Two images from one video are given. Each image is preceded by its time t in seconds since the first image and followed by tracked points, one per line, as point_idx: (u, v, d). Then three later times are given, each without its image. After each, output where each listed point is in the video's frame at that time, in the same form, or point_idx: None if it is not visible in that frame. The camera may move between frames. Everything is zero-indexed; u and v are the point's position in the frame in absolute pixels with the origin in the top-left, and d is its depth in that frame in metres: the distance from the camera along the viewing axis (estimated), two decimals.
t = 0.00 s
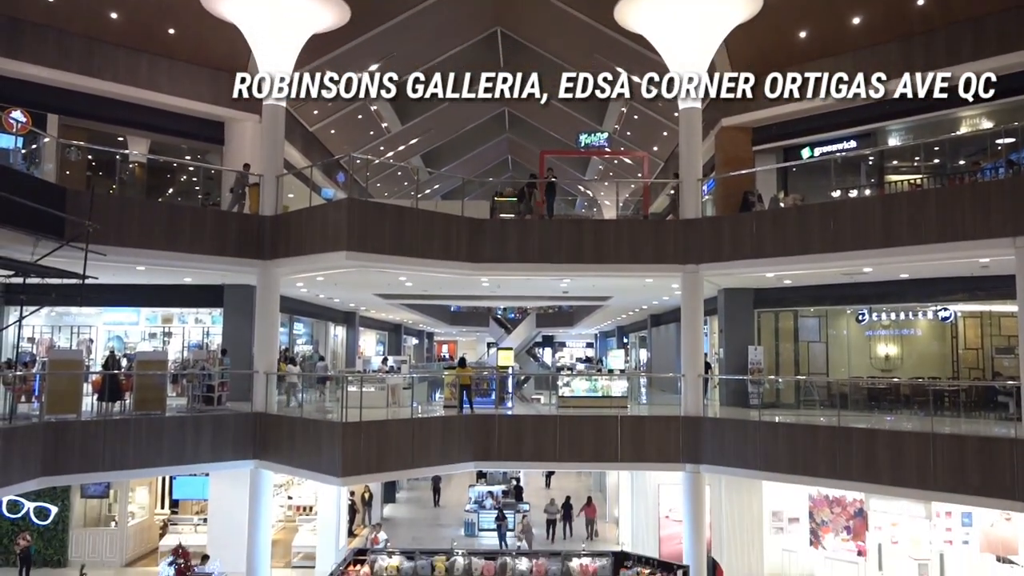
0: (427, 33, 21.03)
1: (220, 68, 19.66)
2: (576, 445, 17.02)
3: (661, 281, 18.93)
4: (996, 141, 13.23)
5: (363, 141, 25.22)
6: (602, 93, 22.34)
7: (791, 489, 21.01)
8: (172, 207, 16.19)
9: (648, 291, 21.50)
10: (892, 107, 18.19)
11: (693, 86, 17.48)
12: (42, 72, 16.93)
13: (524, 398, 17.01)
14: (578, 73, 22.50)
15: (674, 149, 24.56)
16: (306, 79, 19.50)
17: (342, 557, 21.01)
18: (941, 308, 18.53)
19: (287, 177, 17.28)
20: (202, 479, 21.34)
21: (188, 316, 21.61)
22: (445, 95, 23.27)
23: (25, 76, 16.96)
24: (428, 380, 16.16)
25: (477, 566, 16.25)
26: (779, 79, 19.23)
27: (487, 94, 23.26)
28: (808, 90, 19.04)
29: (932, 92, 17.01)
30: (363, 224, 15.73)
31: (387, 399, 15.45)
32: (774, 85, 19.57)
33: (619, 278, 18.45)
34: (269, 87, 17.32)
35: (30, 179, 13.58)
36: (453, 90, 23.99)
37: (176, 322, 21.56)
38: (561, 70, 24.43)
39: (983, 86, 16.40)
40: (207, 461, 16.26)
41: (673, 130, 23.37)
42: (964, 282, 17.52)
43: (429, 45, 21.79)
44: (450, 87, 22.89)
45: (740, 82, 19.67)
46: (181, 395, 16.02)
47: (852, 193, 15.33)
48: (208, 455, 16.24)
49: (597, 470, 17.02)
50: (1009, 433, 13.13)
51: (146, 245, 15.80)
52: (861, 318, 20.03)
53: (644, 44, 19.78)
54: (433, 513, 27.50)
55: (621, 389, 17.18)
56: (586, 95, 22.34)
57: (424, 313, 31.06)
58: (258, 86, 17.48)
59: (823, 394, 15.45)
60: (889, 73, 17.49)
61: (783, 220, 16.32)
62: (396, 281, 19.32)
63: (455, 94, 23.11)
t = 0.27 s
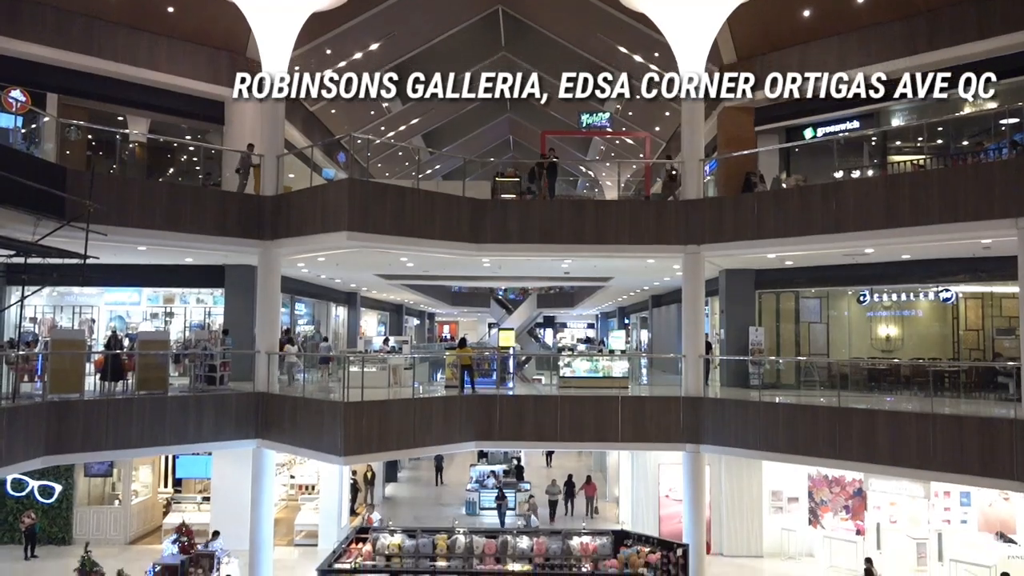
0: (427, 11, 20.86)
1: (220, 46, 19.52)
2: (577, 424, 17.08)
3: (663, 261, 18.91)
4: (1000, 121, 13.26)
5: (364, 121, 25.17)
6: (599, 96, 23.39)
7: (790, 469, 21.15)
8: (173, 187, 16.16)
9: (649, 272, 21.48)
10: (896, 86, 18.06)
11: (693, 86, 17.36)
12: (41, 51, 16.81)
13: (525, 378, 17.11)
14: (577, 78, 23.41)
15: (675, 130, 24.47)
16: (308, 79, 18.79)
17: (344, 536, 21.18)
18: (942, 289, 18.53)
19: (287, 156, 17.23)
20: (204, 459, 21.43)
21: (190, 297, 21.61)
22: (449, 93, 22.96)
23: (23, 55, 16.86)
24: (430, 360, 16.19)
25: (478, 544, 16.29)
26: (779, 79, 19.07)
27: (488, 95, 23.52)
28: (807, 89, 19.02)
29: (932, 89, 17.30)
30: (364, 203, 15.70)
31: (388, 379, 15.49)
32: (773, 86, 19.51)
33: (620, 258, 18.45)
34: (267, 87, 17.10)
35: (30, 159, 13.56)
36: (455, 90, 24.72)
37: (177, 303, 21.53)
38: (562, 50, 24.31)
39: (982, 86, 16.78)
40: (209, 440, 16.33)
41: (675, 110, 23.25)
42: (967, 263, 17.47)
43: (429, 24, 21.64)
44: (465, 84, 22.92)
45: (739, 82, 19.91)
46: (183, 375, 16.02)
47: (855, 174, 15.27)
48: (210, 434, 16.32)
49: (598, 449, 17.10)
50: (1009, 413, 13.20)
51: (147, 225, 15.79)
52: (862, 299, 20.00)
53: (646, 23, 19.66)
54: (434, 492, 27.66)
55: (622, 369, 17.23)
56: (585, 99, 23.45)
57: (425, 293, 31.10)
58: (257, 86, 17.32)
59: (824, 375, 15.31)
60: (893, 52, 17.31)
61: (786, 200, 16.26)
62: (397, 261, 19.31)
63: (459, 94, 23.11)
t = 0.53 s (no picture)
0: None
1: (219, 24, 19.38)
2: (578, 403, 17.14)
3: (664, 241, 18.90)
4: (1004, 101, 13.18)
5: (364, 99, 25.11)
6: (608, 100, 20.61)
7: (789, 448, 21.30)
8: (173, 166, 16.14)
9: (650, 252, 21.47)
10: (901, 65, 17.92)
11: (693, 86, 17.55)
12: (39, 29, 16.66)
13: (526, 357, 17.03)
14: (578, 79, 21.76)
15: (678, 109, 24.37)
16: (307, 79, 18.65)
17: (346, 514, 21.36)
18: (943, 269, 18.35)
19: (287, 135, 17.20)
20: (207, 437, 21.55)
21: (190, 276, 21.72)
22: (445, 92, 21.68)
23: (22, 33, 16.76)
24: (432, 339, 16.21)
25: (479, 522, 16.39)
26: (780, 79, 19.31)
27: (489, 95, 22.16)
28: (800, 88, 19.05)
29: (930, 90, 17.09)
30: (365, 182, 15.66)
31: (389, 357, 15.48)
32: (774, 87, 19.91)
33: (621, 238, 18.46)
34: (269, 87, 17.21)
35: (30, 137, 13.54)
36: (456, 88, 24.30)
37: (178, 283, 21.67)
38: (564, 28, 24.22)
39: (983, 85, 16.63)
40: (211, 418, 16.41)
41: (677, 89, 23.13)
42: (969, 243, 17.44)
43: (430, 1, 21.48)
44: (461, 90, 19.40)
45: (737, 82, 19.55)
46: (185, 354, 16.05)
47: (857, 153, 15.24)
48: (212, 412, 16.39)
49: (598, 428, 17.17)
50: (1008, 393, 13.27)
51: (148, 204, 15.77)
52: (863, 279, 19.94)
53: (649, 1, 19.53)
54: (435, 471, 27.85)
55: (623, 349, 17.26)
56: (585, 95, 21.73)
57: (426, 273, 31.15)
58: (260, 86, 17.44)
59: (824, 355, 15.46)
60: (899, 30, 17.14)
61: (788, 180, 16.20)
62: (398, 241, 19.31)
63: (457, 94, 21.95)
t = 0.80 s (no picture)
0: None
1: (218, 4, 19.23)
2: (579, 385, 17.19)
3: (665, 223, 18.86)
4: (1009, 82, 13.12)
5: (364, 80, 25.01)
6: (603, 97, 19.13)
7: (788, 429, 21.29)
8: (173, 147, 16.08)
9: (651, 234, 21.43)
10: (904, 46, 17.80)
11: (693, 86, 17.60)
12: (37, 9, 16.58)
13: (527, 340, 17.13)
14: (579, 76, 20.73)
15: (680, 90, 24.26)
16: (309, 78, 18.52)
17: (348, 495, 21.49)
18: (945, 252, 18.57)
19: (287, 116, 17.13)
20: (209, 419, 21.60)
21: (191, 258, 21.66)
22: (444, 92, 20.41)
23: (21, 13, 16.65)
24: (433, 321, 16.24)
25: (480, 503, 16.48)
26: (779, 78, 19.05)
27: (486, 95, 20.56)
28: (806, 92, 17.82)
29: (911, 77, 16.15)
30: (364, 164, 15.61)
31: (390, 340, 15.51)
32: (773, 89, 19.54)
33: (622, 220, 18.42)
34: (269, 87, 17.32)
35: (29, 118, 13.48)
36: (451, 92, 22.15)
37: (179, 265, 21.56)
38: (565, 8, 24.08)
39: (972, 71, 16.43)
40: (213, 400, 16.47)
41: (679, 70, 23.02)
42: (971, 225, 17.37)
43: None
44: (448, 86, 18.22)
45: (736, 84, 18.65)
46: (186, 336, 16.10)
47: (860, 135, 15.13)
48: (214, 393, 16.45)
49: (598, 410, 17.23)
50: (1008, 374, 13.24)
51: (148, 186, 15.73)
52: (864, 261, 20.01)
53: None
54: (436, 452, 27.99)
55: (623, 331, 17.25)
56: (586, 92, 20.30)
57: (427, 255, 31.16)
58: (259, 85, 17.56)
59: (824, 338, 15.30)
60: (902, 11, 17.00)
61: (789, 161, 16.14)
62: (398, 223, 19.27)
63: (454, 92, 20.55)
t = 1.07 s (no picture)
0: None
1: None
2: (581, 369, 17.21)
3: (668, 207, 18.83)
4: (1014, 66, 13.12)
5: (367, 63, 24.91)
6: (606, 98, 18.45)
7: (789, 414, 21.22)
8: (175, 130, 16.04)
9: (654, 218, 21.38)
10: (909, 29, 17.68)
11: (693, 86, 17.50)
12: None
13: (529, 324, 17.13)
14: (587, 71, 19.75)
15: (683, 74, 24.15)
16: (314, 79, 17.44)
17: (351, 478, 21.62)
18: (948, 237, 18.56)
19: (289, 100, 17.14)
20: (213, 402, 21.70)
21: (194, 242, 21.61)
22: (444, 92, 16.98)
23: None
24: (434, 306, 16.26)
25: (482, 486, 16.55)
26: (780, 79, 16.93)
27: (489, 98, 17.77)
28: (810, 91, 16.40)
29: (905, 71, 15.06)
30: (367, 147, 15.59)
31: (393, 324, 15.60)
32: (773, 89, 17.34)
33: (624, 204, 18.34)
34: (269, 87, 16.92)
35: (30, 101, 13.45)
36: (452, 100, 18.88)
37: (182, 248, 21.55)
38: None
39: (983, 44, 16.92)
40: (216, 383, 16.51)
41: (682, 53, 22.90)
42: (975, 210, 17.30)
43: None
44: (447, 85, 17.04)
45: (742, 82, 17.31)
46: (190, 319, 16.15)
47: (864, 119, 15.09)
48: (217, 376, 16.49)
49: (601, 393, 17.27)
50: (1010, 358, 13.18)
51: (151, 169, 15.70)
52: (867, 246, 19.99)
53: None
54: (439, 435, 28.11)
55: (626, 316, 17.26)
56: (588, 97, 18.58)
57: (429, 239, 31.17)
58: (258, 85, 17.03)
59: (827, 322, 15.41)
60: None
61: (792, 145, 16.07)
62: (401, 207, 19.23)
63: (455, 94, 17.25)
